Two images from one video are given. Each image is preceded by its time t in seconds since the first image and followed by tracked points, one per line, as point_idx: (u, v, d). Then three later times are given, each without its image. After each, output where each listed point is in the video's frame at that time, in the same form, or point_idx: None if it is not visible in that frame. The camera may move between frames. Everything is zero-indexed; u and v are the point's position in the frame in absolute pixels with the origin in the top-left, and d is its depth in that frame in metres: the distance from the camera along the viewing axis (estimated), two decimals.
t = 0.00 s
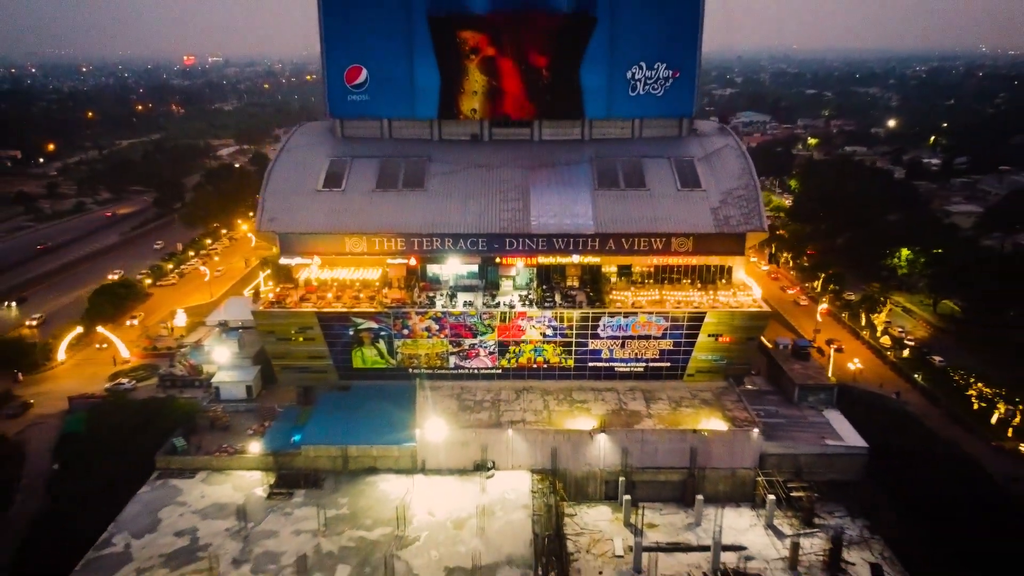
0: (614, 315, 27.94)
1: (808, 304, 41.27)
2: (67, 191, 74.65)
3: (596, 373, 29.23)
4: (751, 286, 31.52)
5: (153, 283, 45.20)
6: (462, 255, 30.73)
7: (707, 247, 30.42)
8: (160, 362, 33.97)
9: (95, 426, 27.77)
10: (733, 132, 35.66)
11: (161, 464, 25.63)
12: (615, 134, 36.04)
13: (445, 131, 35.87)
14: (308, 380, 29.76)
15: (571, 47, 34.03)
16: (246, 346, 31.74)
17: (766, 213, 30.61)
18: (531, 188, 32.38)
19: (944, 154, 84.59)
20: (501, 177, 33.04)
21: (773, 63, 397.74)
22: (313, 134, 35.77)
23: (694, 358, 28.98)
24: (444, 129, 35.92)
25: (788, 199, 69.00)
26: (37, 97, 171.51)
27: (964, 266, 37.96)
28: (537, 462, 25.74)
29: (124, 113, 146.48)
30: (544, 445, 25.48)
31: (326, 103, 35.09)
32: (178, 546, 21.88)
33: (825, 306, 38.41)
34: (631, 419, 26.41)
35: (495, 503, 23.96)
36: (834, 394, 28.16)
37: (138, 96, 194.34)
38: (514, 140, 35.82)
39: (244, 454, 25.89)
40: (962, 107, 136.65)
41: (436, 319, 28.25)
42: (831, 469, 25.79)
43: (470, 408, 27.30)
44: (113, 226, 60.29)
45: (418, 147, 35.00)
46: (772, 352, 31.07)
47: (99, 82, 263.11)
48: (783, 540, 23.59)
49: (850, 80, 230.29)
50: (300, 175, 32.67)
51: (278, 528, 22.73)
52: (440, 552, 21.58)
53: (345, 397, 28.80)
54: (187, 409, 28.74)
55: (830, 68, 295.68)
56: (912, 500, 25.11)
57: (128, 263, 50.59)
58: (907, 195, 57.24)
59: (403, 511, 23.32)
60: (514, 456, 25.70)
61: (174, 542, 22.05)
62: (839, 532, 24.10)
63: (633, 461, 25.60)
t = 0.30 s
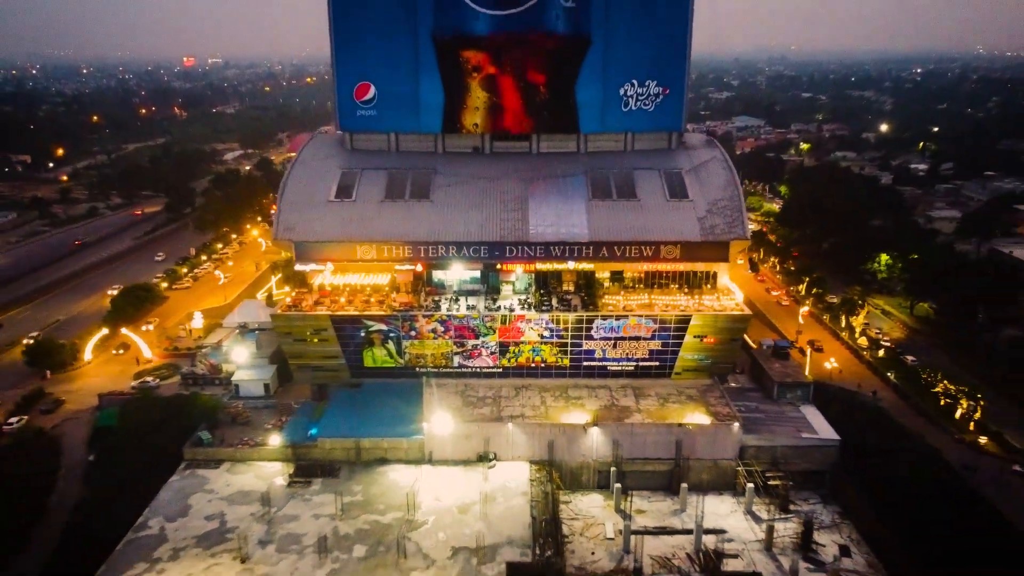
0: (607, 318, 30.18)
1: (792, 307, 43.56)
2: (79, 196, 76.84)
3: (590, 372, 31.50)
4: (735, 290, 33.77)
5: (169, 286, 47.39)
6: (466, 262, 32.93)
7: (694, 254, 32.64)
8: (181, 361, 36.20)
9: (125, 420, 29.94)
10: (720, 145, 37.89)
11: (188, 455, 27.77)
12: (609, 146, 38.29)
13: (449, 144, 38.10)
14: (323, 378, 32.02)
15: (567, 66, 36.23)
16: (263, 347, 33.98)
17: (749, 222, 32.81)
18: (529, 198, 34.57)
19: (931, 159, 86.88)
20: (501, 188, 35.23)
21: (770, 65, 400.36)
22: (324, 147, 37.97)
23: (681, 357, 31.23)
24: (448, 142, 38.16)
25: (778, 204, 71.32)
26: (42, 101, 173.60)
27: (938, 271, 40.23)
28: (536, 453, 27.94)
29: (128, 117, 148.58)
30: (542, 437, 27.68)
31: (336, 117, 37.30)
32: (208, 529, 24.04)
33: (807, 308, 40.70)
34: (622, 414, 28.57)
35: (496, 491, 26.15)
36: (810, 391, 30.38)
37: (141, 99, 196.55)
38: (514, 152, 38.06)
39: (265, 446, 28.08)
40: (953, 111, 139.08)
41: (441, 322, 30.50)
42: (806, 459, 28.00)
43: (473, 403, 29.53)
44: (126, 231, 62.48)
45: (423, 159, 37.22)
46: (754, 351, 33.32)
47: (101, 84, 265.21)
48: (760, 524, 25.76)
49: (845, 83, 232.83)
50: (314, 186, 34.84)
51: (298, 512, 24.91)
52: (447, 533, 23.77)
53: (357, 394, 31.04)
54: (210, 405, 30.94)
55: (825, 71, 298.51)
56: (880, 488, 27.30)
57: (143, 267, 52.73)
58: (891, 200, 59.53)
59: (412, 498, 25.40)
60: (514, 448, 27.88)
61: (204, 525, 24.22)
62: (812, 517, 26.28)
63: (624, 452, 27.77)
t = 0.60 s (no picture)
0: (600, 321, 32.46)
1: (778, 309, 45.82)
2: (90, 201, 78.95)
3: (585, 371, 33.79)
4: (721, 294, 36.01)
5: (183, 289, 49.57)
6: (468, 268, 35.06)
7: (682, 261, 34.82)
8: (200, 361, 38.41)
9: (151, 417, 32.11)
10: (708, 157, 40.04)
11: (211, 449, 29.91)
12: (603, 159, 40.51)
13: (452, 156, 40.30)
14: (335, 377, 34.39)
15: (563, 82, 38.39)
16: (279, 348, 36.29)
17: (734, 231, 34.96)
18: (528, 208, 36.71)
19: (920, 164, 89.12)
20: (502, 198, 37.36)
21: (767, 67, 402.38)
22: (334, 158, 40.13)
23: (669, 357, 33.53)
24: (450, 154, 40.38)
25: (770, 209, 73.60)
26: (47, 105, 175.80)
27: (914, 275, 42.51)
28: (534, 447, 30.10)
29: (133, 121, 150.71)
30: (539, 432, 29.85)
31: (346, 131, 39.46)
32: (233, 515, 26.18)
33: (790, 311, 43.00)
34: (614, 411, 30.73)
35: (498, 481, 28.29)
36: (789, 389, 32.61)
37: (144, 101, 198.86)
38: (513, 164, 40.26)
39: (283, 440, 30.24)
40: (945, 115, 141.37)
41: (445, 325, 32.83)
42: (784, 452, 30.19)
43: (476, 400, 31.73)
44: (139, 236, 64.64)
45: (428, 170, 39.42)
46: (738, 352, 35.61)
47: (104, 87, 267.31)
48: (741, 511, 27.91)
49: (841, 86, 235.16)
50: (325, 197, 36.98)
51: (315, 500, 27.08)
52: (452, 519, 25.90)
53: (366, 391, 33.16)
54: (230, 403, 33.14)
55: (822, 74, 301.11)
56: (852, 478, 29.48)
57: (157, 270, 54.86)
58: (876, 206, 61.82)
59: (419, 486, 27.53)
60: (514, 442, 30.05)
61: (229, 512, 26.36)
62: (789, 505, 28.43)
63: (615, 446, 29.95)
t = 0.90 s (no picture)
0: (595, 324, 34.72)
1: (765, 312, 48.08)
2: (101, 206, 81.00)
3: (581, 370, 36.06)
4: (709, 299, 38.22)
5: (197, 292, 51.74)
6: (471, 274, 37.20)
7: (672, 267, 37.02)
8: (217, 361, 40.60)
9: (175, 414, 34.29)
10: (698, 168, 42.19)
11: (231, 443, 32.06)
12: (599, 170, 42.71)
13: (455, 167, 42.50)
14: (347, 376, 36.71)
15: (560, 98, 40.52)
16: (293, 349, 38.56)
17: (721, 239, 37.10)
18: (527, 216, 38.85)
19: (910, 170, 91.42)
20: (502, 207, 39.48)
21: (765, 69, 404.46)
22: (342, 169, 42.27)
23: (659, 358, 35.84)
24: (453, 165, 42.57)
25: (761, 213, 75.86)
26: (52, 108, 177.70)
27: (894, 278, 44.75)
28: (533, 442, 32.25)
29: (137, 124, 152.73)
30: (537, 428, 32.00)
31: (354, 143, 41.63)
32: (254, 504, 28.32)
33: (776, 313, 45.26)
34: (607, 408, 32.87)
35: (499, 473, 30.39)
36: (772, 387, 34.81)
37: (148, 105, 201.10)
38: (513, 174, 42.46)
39: (298, 435, 32.40)
40: (938, 120, 143.78)
41: (449, 327, 35.10)
42: (766, 447, 32.36)
43: (479, 398, 33.94)
44: (150, 241, 66.73)
45: (432, 180, 41.59)
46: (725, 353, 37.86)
47: (106, 89, 269.20)
48: (725, 501, 29.99)
49: (837, 90, 237.60)
50: (335, 206, 39.11)
51: (329, 491, 29.22)
52: (457, 508, 28.01)
53: (375, 390, 35.39)
54: (248, 401, 35.34)
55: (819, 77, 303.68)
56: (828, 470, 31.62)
57: (170, 274, 56.96)
58: (863, 212, 64.07)
59: (426, 478, 29.68)
60: (513, 437, 32.21)
61: (250, 501, 28.51)
62: (770, 495, 30.54)
63: (608, 441, 32.11)
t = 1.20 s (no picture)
0: (589, 327, 36.97)
1: (753, 315, 50.32)
2: (110, 210, 83.07)
3: (577, 371, 38.29)
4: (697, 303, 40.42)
5: (209, 296, 53.95)
6: (473, 279, 39.35)
7: (662, 273, 39.21)
8: (232, 362, 42.80)
9: (195, 412, 36.51)
10: (688, 178, 44.36)
11: (248, 440, 34.20)
12: (594, 179, 44.87)
13: (457, 177, 44.64)
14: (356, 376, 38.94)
15: (557, 112, 42.69)
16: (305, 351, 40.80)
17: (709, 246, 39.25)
18: (526, 224, 40.97)
19: (900, 175, 93.59)
20: (502, 216, 41.60)
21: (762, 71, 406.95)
22: (350, 179, 44.40)
23: (651, 359, 38.07)
24: (456, 176, 44.71)
25: (754, 218, 78.08)
26: (56, 111, 179.40)
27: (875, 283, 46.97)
28: (531, 438, 34.42)
29: (141, 128, 154.59)
30: (535, 424, 34.20)
31: (362, 155, 43.80)
32: (272, 495, 30.46)
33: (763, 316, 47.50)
34: (601, 407, 35.05)
35: (500, 466, 32.52)
36: (756, 386, 37.01)
37: (151, 107, 202.95)
38: (512, 184, 44.63)
39: (311, 432, 34.54)
40: (931, 124, 146.01)
41: (453, 330, 37.31)
42: (750, 442, 34.57)
43: (481, 397, 36.17)
44: (161, 245, 68.83)
45: (436, 190, 43.74)
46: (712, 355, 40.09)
47: (109, 92, 271.25)
48: (710, 492, 32.11)
49: (834, 92, 239.70)
50: (344, 215, 41.23)
51: (341, 483, 31.38)
52: (461, 499, 30.14)
53: (383, 389, 37.61)
54: (263, 400, 37.52)
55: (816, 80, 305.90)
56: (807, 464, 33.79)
57: (182, 278, 59.11)
58: (851, 217, 66.31)
59: (432, 470, 31.79)
60: (513, 433, 34.41)
61: (268, 492, 30.67)
62: (753, 487, 32.66)
63: (602, 437, 34.28)
